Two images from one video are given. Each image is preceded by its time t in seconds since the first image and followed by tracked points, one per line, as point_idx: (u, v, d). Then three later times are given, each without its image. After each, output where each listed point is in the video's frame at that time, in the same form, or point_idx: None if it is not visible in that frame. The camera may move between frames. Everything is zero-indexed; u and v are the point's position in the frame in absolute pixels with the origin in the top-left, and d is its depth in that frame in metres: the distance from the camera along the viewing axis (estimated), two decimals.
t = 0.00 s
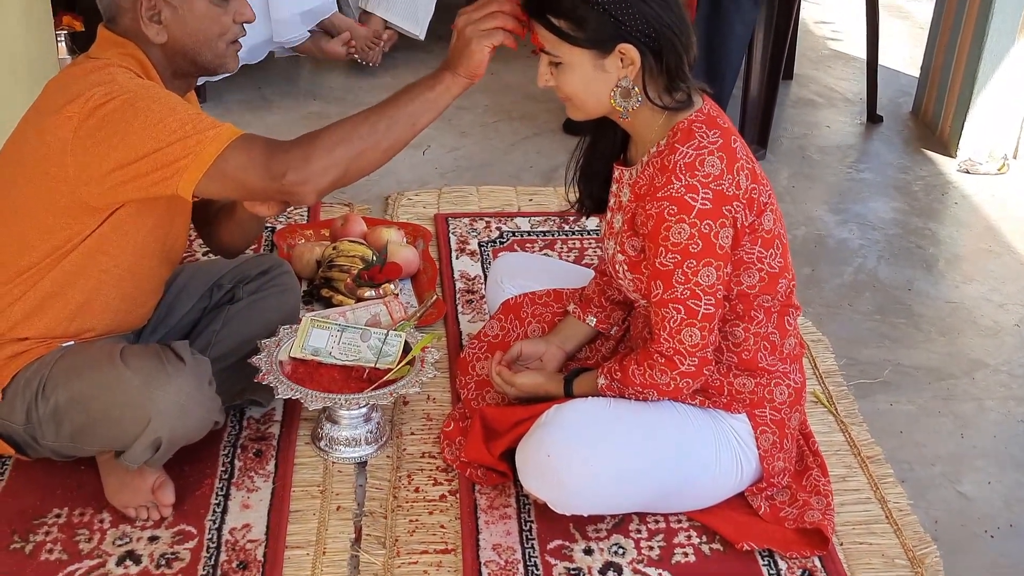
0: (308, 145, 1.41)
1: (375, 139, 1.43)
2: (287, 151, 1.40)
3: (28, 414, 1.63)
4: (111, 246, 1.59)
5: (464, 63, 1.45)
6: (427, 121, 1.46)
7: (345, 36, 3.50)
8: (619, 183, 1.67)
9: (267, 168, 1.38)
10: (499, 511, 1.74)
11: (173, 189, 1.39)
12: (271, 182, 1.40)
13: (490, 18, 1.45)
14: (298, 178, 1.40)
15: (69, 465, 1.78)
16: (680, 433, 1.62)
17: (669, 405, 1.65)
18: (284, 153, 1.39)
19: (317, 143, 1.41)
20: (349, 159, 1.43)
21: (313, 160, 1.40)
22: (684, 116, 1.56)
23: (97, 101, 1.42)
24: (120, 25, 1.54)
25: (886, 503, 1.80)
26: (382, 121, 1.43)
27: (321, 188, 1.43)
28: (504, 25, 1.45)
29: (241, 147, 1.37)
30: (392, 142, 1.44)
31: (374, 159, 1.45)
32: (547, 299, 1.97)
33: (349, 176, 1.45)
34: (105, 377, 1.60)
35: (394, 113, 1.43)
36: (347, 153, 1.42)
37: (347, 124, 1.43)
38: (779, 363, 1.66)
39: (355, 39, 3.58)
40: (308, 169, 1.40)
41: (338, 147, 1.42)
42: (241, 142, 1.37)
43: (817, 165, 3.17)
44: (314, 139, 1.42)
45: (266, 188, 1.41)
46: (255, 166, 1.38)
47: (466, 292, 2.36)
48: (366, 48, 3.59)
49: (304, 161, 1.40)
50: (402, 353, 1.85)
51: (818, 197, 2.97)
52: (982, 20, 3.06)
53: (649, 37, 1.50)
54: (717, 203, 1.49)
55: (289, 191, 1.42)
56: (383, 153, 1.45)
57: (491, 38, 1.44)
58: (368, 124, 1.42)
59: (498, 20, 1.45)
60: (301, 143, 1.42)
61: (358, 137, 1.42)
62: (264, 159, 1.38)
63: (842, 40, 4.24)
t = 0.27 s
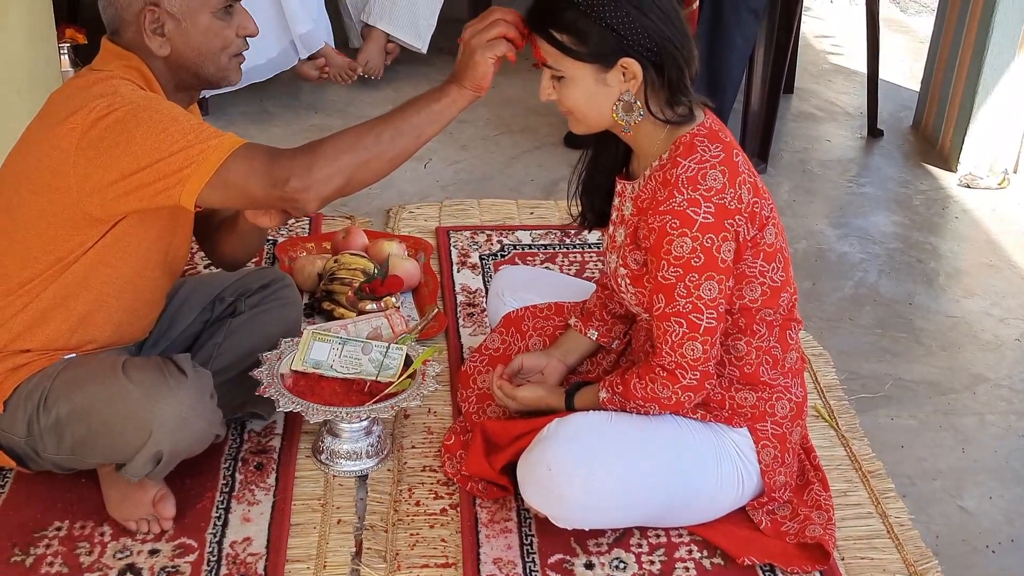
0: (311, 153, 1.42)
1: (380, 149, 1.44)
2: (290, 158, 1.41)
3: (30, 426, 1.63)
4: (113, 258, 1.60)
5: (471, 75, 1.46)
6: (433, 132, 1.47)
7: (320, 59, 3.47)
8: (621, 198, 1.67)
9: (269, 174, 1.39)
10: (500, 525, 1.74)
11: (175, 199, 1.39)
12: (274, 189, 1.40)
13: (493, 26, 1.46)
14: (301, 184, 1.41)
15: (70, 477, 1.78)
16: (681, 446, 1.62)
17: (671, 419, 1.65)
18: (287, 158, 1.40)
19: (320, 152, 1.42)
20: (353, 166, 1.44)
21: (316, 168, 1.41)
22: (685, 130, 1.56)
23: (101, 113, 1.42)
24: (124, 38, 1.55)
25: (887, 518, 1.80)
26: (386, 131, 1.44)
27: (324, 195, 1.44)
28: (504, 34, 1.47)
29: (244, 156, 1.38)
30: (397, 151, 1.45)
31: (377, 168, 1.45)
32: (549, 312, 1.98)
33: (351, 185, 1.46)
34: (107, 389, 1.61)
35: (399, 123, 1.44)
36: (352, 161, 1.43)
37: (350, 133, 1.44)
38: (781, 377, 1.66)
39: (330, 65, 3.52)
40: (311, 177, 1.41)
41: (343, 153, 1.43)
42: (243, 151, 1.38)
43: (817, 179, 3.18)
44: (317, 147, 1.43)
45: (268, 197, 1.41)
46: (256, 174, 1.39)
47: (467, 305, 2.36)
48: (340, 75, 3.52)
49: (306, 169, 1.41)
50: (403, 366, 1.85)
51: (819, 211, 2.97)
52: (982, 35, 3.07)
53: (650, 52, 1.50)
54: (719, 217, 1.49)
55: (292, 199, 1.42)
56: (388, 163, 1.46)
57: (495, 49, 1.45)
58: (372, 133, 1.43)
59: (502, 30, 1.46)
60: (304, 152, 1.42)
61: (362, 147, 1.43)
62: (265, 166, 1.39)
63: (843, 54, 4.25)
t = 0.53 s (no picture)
0: (311, 157, 1.42)
1: (380, 153, 1.44)
2: (291, 161, 1.41)
3: (30, 428, 1.64)
4: (113, 260, 1.60)
5: (473, 81, 1.46)
6: (434, 139, 1.47)
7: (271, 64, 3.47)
8: (621, 200, 1.67)
9: (269, 177, 1.39)
10: (501, 527, 1.74)
11: (176, 200, 1.40)
12: (275, 192, 1.41)
13: (494, 33, 1.47)
14: (301, 188, 1.41)
15: (71, 478, 1.79)
16: (680, 447, 1.62)
17: (671, 421, 1.65)
18: (287, 161, 1.41)
19: (321, 155, 1.42)
20: (353, 173, 1.44)
21: (317, 172, 1.41)
22: (685, 131, 1.56)
23: (101, 115, 1.43)
24: (125, 39, 1.55)
25: (887, 520, 1.80)
26: (387, 136, 1.44)
27: (324, 200, 1.44)
28: (507, 40, 1.48)
29: (245, 158, 1.38)
30: (397, 159, 1.45)
31: (378, 175, 1.46)
32: (550, 314, 1.98)
33: (351, 190, 1.46)
34: (108, 390, 1.61)
35: (400, 130, 1.44)
36: (351, 167, 1.43)
37: (350, 139, 1.44)
38: (781, 380, 1.66)
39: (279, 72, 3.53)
40: (311, 181, 1.41)
41: (343, 159, 1.43)
42: (244, 153, 1.39)
43: (818, 181, 3.18)
44: (320, 151, 1.43)
45: (269, 199, 1.42)
46: (257, 176, 1.39)
47: (468, 306, 2.36)
48: (286, 85, 3.53)
49: (306, 172, 1.41)
50: (404, 367, 1.85)
51: (820, 214, 2.98)
52: (982, 37, 3.07)
53: (650, 56, 1.51)
54: (717, 217, 1.50)
55: (292, 202, 1.42)
56: (388, 169, 1.46)
57: (497, 56, 1.46)
58: (373, 139, 1.43)
59: (503, 37, 1.47)
60: (305, 155, 1.43)
61: (363, 152, 1.43)
62: (267, 169, 1.39)
63: (844, 57, 4.26)
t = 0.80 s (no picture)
0: (315, 152, 1.43)
1: (384, 147, 1.44)
2: (294, 156, 1.42)
3: (32, 428, 1.64)
4: (116, 262, 1.60)
5: (472, 73, 1.49)
6: (437, 132, 1.47)
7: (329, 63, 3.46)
8: (622, 203, 1.68)
9: (273, 172, 1.40)
10: (501, 528, 1.74)
11: (179, 198, 1.40)
12: (279, 188, 1.41)
13: (492, 26, 1.52)
14: (305, 182, 1.41)
15: (72, 479, 1.79)
16: (681, 449, 1.62)
17: (672, 423, 1.66)
18: (291, 156, 1.41)
19: (325, 150, 1.43)
20: (356, 167, 1.44)
21: (319, 166, 1.42)
22: (685, 134, 1.57)
23: (104, 114, 1.43)
24: (125, 40, 1.55)
25: (887, 522, 1.80)
26: (390, 130, 1.45)
27: (328, 194, 1.44)
28: (504, 31, 1.52)
29: (248, 155, 1.39)
30: (400, 151, 1.45)
31: (380, 169, 1.46)
32: (550, 316, 1.98)
33: (353, 185, 1.46)
34: (110, 390, 1.61)
35: (402, 123, 1.45)
36: (354, 161, 1.44)
37: (352, 133, 1.45)
38: (781, 382, 1.66)
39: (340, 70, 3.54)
40: (314, 174, 1.42)
41: (347, 153, 1.43)
42: (247, 150, 1.39)
43: (818, 185, 3.19)
44: (324, 145, 1.44)
45: (272, 195, 1.42)
46: (260, 172, 1.39)
47: (468, 308, 2.37)
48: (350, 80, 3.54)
49: (309, 166, 1.42)
50: (405, 368, 1.85)
51: (820, 217, 2.98)
52: (983, 41, 3.08)
53: (651, 57, 1.51)
54: (719, 220, 1.50)
55: (296, 197, 1.42)
56: (390, 164, 1.46)
57: (496, 47, 1.49)
58: (376, 133, 1.44)
59: (501, 28, 1.51)
60: (308, 150, 1.43)
61: (366, 145, 1.44)
62: (271, 164, 1.40)
63: (844, 60, 4.27)
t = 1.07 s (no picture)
0: (314, 157, 1.43)
1: (383, 150, 1.45)
2: (294, 160, 1.42)
3: (34, 428, 1.64)
4: (118, 263, 1.61)
5: (472, 77, 1.50)
6: (437, 134, 1.48)
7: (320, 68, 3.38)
8: (623, 205, 1.68)
9: (273, 176, 1.40)
10: (501, 529, 1.74)
11: (179, 200, 1.41)
12: (279, 192, 1.41)
13: (494, 33, 1.52)
14: (304, 186, 1.42)
15: (73, 480, 1.79)
16: (682, 452, 1.63)
17: (673, 425, 1.66)
18: (291, 160, 1.42)
19: (325, 154, 1.44)
20: (356, 171, 1.44)
21: (320, 170, 1.42)
22: (688, 136, 1.57)
23: (105, 115, 1.44)
24: (127, 41, 1.56)
25: (887, 524, 1.81)
26: (390, 133, 1.45)
27: (327, 198, 1.45)
28: (507, 38, 1.52)
29: (248, 158, 1.40)
30: (400, 155, 1.46)
31: (380, 173, 1.46)
32: (551, 319, 1.99)
33: (353, 189, 1.47)
34: (112, 391, 1.62)
35: (403, 125, 1.45)
36: (354, 164, 1.44)
37: (352, 137, 1.45)
38: (782, 385, 1.66)
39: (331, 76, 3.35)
40: (313, 178, 1.42)
41: (347, 156, 1.44)
42: (247, 153, 1.40)
43: (819, 188, 3.19)
44: (323, 150, 1.44)
45: (273, 200, 1.42)
46: (260, 176, 1.40)
47: (469, 311, 2.37)
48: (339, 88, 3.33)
49: (310, 170, 1.42)
50: (406, 370, 1.86)
51: (820, 220, 2.98)
52: (984, 44, 3.09)
53: (653, 59, 1.52)
54: (720, 223, 1.51)
55: (295, 201, 1.43)
56: (390, 167, 1.46)
57: (496, 51, 1.50)
58: (376, 136, 1.44)
59: (504, 35, 1.51)
60: (308, 154, 1.44)
61: (365, 149, 1.44)
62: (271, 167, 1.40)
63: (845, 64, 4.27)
